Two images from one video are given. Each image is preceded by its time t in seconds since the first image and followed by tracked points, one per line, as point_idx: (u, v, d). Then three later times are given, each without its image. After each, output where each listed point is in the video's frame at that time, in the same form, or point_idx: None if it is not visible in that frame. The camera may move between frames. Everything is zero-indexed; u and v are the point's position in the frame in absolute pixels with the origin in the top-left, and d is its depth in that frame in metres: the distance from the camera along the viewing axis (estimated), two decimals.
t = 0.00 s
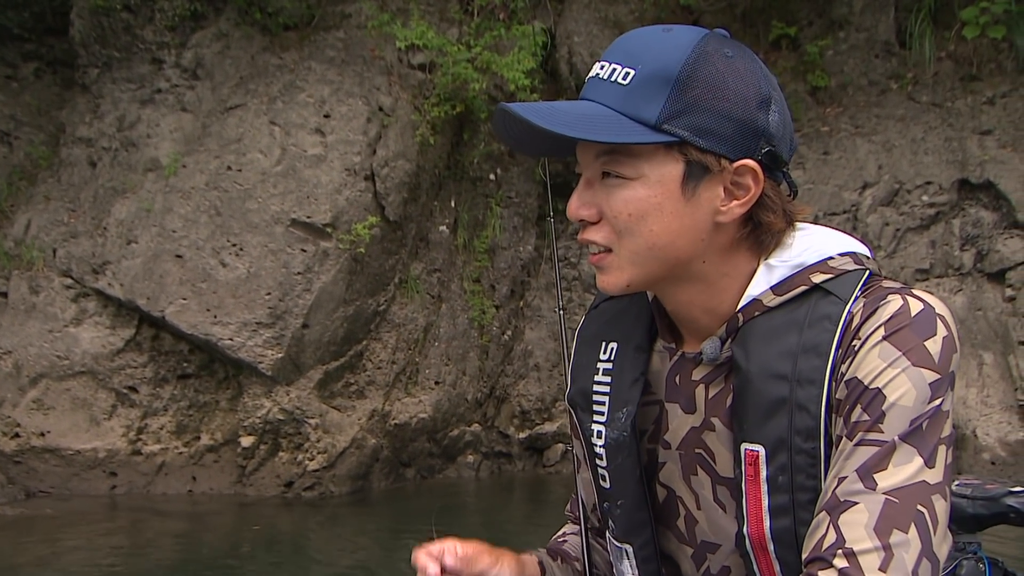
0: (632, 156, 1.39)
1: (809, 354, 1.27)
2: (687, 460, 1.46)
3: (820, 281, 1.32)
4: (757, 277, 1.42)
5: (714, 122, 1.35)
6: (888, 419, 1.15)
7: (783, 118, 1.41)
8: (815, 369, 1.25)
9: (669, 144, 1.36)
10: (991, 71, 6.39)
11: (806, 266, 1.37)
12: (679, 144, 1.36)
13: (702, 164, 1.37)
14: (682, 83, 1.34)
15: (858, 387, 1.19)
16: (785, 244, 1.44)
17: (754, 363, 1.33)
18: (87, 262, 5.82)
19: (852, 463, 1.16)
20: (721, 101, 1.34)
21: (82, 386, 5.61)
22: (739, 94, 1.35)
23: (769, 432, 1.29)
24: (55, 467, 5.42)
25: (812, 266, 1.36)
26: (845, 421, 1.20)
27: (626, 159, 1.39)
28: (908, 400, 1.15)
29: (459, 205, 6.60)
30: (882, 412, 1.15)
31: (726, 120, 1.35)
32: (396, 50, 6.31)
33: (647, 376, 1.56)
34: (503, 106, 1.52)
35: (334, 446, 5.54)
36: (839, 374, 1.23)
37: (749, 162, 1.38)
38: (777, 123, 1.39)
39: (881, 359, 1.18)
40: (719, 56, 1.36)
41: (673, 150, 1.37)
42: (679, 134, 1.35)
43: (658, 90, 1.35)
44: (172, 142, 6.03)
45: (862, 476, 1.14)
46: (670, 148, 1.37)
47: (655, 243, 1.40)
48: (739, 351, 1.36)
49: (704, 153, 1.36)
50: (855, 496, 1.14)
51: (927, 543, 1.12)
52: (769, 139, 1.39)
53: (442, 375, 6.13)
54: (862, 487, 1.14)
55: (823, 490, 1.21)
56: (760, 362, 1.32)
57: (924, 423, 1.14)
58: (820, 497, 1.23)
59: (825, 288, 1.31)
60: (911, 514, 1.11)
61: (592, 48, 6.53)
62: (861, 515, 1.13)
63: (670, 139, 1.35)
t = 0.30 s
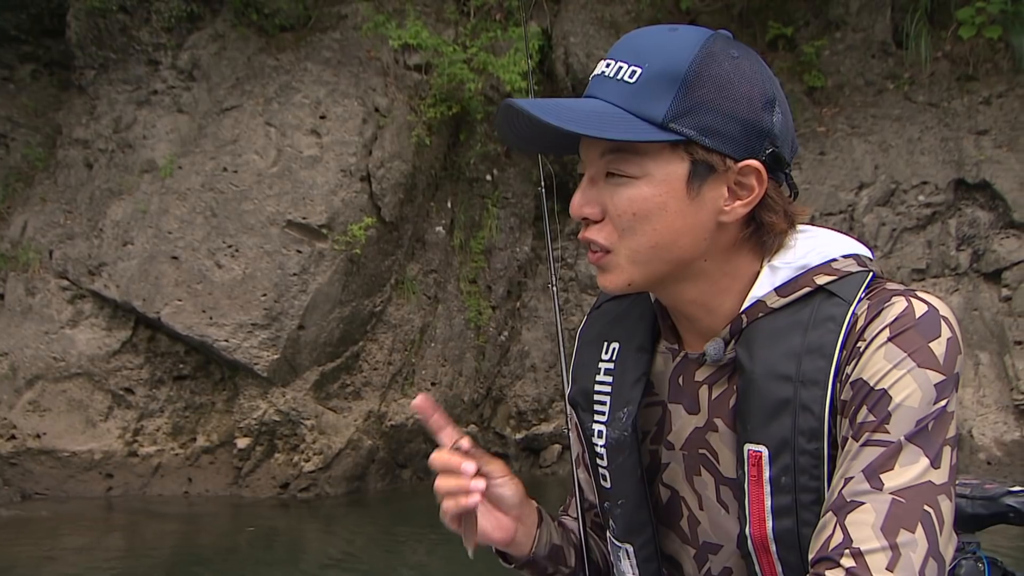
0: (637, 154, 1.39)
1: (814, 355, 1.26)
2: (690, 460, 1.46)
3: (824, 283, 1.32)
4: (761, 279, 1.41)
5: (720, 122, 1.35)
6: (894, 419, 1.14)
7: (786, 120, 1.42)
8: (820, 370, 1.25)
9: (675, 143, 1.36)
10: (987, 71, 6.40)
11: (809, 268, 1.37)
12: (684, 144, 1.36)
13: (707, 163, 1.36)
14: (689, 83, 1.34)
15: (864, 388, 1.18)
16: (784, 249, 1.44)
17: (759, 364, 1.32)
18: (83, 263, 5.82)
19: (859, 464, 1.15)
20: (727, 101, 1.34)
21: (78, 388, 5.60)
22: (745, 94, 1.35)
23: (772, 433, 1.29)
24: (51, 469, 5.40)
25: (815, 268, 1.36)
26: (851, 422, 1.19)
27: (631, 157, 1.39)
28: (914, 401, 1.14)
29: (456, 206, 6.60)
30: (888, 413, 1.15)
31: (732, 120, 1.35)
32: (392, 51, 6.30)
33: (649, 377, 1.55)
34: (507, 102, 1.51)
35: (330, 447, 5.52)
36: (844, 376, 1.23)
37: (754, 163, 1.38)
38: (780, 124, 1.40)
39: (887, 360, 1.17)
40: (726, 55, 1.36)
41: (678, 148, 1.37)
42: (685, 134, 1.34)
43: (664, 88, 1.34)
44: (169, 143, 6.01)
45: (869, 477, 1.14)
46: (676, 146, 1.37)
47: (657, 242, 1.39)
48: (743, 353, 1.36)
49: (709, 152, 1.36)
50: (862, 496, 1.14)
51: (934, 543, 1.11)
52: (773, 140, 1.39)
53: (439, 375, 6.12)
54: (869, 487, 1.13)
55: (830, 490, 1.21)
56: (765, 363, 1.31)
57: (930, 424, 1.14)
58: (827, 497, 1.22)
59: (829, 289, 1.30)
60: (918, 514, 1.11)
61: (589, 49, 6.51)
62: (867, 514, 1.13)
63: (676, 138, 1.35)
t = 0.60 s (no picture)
0: (614, 157, 1.38)
1: (808, 358, 1.25)
2: (684, 463, 1.45)
3: (818, 285, 1.31)
4: (754, 281, 1.40)
5: (697, 127, 1.33)
6: (884, 420, 1.14)
7: (775, 127, 1.38)
8: (814, 373, 1.24)
9: (650, 147, 1.35)
10: (975, 71, 6.42)
11: (802, 270, 1.36)
12: (659, 148, 1.35)
13: (682, 170, 1.35)
14: (666, 87, 1.32)
15: (856, 390, 1.17)
16: (778, 251, 1.43)
17: (752, 367, 1.31)
18: (72, 264, 5.78)
19: (848, 463, 1.15)
20: (706, 107, 1.32)
21: (67, 389, 5.56)
22: (725, 102, 1.32)
23: (766, 436, 1.28)
24: (39, 470, 5.34)
25: (809, 270, 1.35)
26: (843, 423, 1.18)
27: (608, 160, 1.39)
28: (905, 402, 1.14)
29: (447, 206, 6.56)
30: (879, 414, 1.14)
31: (709, 126, 1.32)
32: (382, 51, 6.27)
33: (641, 379, 1.54)
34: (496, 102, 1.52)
35: (320, 447, 5.48)
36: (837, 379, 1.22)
37: (732, 171, 1.36)
38: (766, 132, 1.36)
39: (878, 361, 1.17)
40: (709, 61, 1.33)
41: (655, 153, 1.36)
42: (659, 138, 1.33)
43: (643, 91, 1.34)
44: (158, 143, 5.98)
45: (857, 476, 1.13)
46: (652, 151, 1.36)
47: (631, 246, 1.39)
48: (736, 356, 1.35)
49: (684, 158, 1.34)
50: (849, 496, 1.13)
51: (920, 544, 1.11)
52: (755, 148, 1.36)
53: (429, 375, 6.09)
54: (857, 486, 1.13)
55: (818, 489, 1.20)
56: (758, 366, 1.30)
57: (920, 425, 1.13)
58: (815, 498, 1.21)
59: (823, 291, 1.30)
60: (904, 514, 1.10)
61: (579, 49, 6.51)
62: (854, 514, 1.12)
63: (649, 142, 1.34)
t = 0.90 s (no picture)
0: (594, 160, 1.38)
1: (796, 360, 1.25)
2: (673, 465, 1.44)
3: (806, 286, 1.30)
4: (742, 282, 1.39)
5: (676, 128, 1.32)
6: (871, 422, 1.13)
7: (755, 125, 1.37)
8: (802, 375, 1.23)
9: (630, 149, 1.34)
10: (965, 72, 6.45)
11: (790, 272, 1.35)
12: (638, 150, 1.34)
13: (662, 171, 1.34)
14: (643, 89, 1.32)
15: (843, 392, 1.17)
16: (766, 253, 1.42)
17: (740, 370, 1.30)
18: (62, 266, 5.75)
19: (835, 465, 1.14)
20: (684, 107, 1.31)
21: (57, 392, 5.52)
22: (703, 101, 1.31)
23: (755, 438, 1.27)
24: (29, 474, 5.32)
25: (797, 271, 1.34)
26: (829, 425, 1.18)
27: (589, 162, 1.38)
28: (892, 404, 1.13)
29: (438, 208, 6.55)
30: (866, 416, 1.13)
31: (688, 127, 1.32)
32: (372, 53, 6.24)
33: (630, 381, 1.53)
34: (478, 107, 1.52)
35: (311, 450, 5.47)
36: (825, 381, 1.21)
37: (713, 170, 1.35)
38: (746, 131, 1.35)
39: (865, 363, 1.16)
40: (687, 61, 1.33)
41: (634, 155, 1.35)
42: (638, 140, 1.33)
43: (620, 93, 1.33)
44: (148, 145, 5.94)
45: (843, 479, 1.13)
46: (631, 153, 1.35)
47: (615, 250, 1.39)
48: (725, 358, 1.35)
49: (663, 159, 1.33)
50: (836, 499, 1.13)
51: (907, 547, 1.10)
52: (735, 147, 1.35)
53: (421, 377, 6.07)
54: (844, 489, 1.12)
55: (806, 492, 1.19)
56: (746, 369, 1.30)
57: (907, 427, 1.13)
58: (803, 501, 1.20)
59: (810, 293, 1.29)
60: (892, 517, 1.10)
61: (570, 50, 6.51)
62: (841, 517, 1.12)
63: (628, 144, 1.33)
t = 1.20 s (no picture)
0: (608, 157, 1.36)
1: (799, 360, 1.24)
2: (675, 466, 1.44)
3: (808, 285, 1.30)
4: (744, 281, 1.38)
5: (693, 125, 1.32)
6: (876, 421, 1.13)
7: (763, 123, 1.38)
8: (805, 374, 1.23)
9: (646, 145, 1.33)
10: (962, 70, 6.45)
11: (792, 270, 1.34)
12: (654, 147, 1.33)
13: (678, 168, 1.34)
14: (660, 85, 1.31)
15: (847, 390, 1.17)
16: (768, 250, 1.41)
17: (743, 369, 1.30)
18: (59, 266, 5.74)
19: (839, 464, 1.14)
20: (700, 104, 1.31)
21: (55, 392, 5.52)
22: (718, 98, 1.32)
23: (758, 438, 1.26)
24: (27, 473, 5.31)
25: (799, 269, 1.34)
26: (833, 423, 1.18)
27: (602, 160, 1.36)
28: (896, 403, 1.13)
29: (435, 207, 6.54)
30: (871, 415, 1.13)
31: (704, 124, 1.32)
32: (369, 52, 6.23)
33: (631, 382, 1.53)
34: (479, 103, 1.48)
35: (308, 449, 5.46)
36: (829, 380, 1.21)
37: (727, 167, 1.35)
38: (757, 128, 1.36)
39: (869, 361, 1.16)
40: (700, 58, 1.33)
41: (650, 152, 1.34)
42: (655, 137, 1.32)
43: (636, 89, 1.32)
44: (145, 145, 5.93)
45: (848, 478, 1.12)
46: (647, 150, 1.34)
47: (628, 248, 1.37)
48: (727, 358, 1.34)
49: (681, 155, 1.33)
50: (841, 497, 1.12)
51: (912, 546, 1.10)
52: (747, 144, 1.36)
53: (418, 376, 6.07)
54: (848, 487, 1.12)
55: (810, 491, 1.19)
56: (749, 368, 1.29)
57: (911, 425, 1.13)
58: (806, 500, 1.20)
59: (813, 291, 1.28)
60: (896, 515, 1.10)
61: (567, 48, 6.50)
62: (846, 515, 1.11)
63: (646, 140, 1.32)
